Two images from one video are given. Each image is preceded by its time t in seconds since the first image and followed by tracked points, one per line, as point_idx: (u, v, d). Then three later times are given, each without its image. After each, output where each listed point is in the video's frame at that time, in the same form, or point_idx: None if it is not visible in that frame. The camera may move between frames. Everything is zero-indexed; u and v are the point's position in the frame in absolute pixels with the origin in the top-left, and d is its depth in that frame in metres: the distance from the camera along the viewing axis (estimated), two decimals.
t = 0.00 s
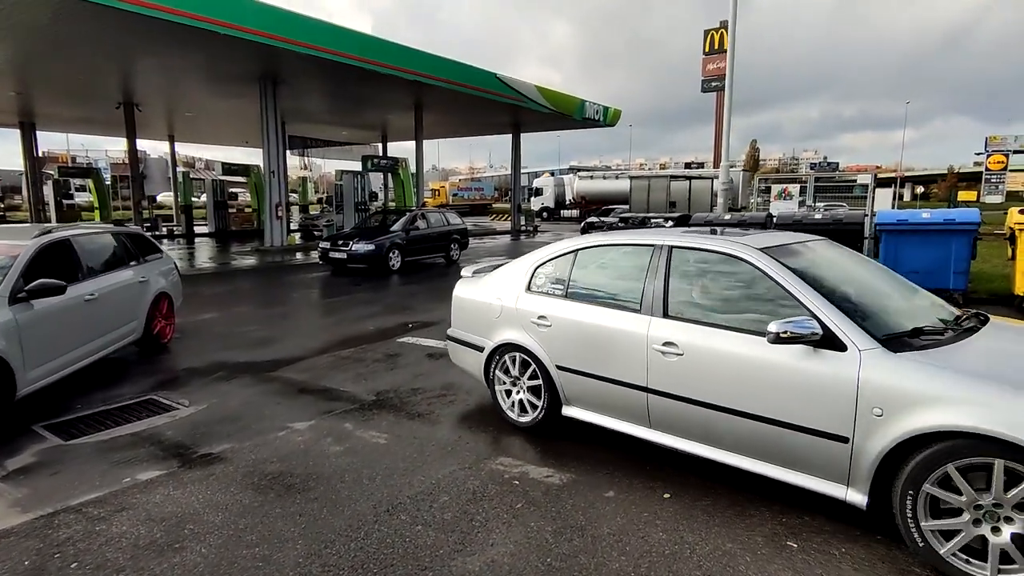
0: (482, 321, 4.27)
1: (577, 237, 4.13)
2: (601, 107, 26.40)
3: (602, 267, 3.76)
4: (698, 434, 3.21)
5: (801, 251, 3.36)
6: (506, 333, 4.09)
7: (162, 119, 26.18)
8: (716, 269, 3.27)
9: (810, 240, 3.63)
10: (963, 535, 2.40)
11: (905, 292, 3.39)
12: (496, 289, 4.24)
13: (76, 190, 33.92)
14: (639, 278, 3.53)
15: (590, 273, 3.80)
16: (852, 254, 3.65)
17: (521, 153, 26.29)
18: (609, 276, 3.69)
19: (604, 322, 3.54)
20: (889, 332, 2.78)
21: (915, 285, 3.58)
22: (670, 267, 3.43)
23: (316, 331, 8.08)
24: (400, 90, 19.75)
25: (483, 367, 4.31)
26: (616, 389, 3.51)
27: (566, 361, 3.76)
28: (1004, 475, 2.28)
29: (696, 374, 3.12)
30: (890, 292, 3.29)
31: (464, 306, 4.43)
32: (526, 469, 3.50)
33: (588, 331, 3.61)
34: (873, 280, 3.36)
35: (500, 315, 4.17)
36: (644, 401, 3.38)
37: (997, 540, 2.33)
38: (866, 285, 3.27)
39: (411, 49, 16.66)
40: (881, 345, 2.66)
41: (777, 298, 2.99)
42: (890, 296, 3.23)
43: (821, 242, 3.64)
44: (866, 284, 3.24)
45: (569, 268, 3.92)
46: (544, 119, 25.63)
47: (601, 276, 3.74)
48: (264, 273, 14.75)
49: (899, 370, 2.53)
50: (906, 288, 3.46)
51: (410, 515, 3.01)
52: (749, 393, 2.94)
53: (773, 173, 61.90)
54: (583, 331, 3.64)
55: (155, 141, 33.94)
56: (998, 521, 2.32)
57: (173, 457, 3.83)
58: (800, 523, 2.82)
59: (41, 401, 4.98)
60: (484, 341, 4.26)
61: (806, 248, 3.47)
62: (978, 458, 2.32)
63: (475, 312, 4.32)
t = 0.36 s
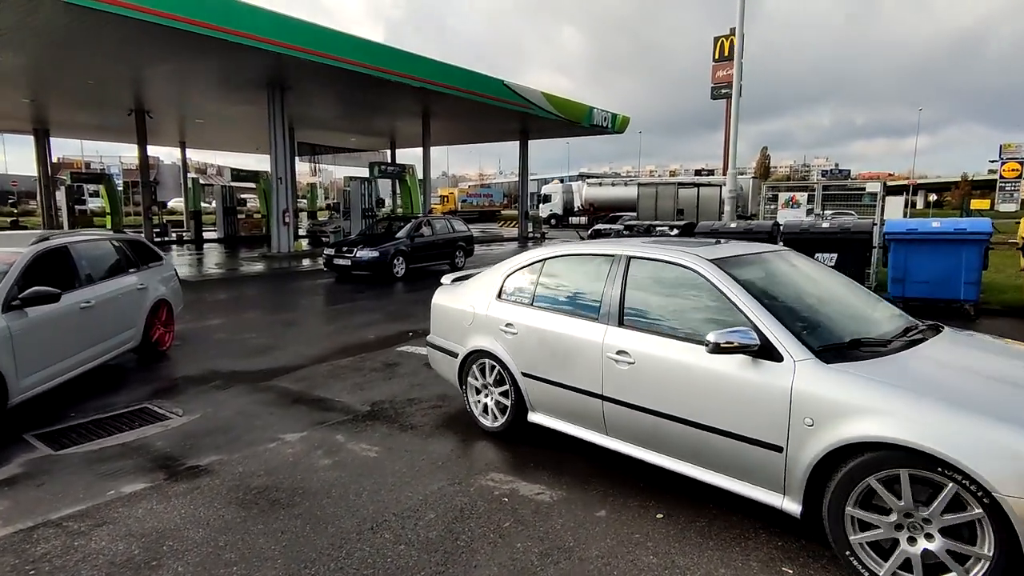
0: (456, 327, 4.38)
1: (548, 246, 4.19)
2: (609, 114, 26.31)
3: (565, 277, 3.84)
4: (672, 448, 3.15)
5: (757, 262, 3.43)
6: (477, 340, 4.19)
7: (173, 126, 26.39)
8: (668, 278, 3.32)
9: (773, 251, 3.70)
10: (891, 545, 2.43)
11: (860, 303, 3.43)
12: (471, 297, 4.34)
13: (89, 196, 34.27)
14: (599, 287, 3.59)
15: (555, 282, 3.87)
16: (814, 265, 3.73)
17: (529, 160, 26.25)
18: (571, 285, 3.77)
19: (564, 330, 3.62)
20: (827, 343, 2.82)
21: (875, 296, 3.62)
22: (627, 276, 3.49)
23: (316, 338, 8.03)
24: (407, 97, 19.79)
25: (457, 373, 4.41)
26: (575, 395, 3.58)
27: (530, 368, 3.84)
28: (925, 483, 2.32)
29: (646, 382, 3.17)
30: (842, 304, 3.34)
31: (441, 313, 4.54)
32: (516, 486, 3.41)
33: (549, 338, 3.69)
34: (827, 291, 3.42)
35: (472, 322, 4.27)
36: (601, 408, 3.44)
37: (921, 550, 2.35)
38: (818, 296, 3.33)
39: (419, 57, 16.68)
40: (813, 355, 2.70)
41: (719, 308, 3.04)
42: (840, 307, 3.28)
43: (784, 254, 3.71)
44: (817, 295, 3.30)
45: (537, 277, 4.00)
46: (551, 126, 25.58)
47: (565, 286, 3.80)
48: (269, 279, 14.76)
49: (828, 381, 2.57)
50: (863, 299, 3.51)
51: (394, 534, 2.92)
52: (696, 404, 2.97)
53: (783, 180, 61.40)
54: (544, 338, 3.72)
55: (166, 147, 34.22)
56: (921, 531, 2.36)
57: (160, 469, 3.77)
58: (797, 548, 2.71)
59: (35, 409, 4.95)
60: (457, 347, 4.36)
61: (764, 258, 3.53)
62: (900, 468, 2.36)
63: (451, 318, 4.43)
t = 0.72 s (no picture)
0: (440, 331, 4.54)
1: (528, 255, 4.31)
2: (624, 123, 26.27)
3: (539, 284, 3.97)
4: (654, 461, 3.10)
5: (720, 272, 3.55)
6: (457, 345, 4.34)
7: (195, 134, 26.83)
8: (631, 287, 3.42)
9: (740, 263, 3.81)
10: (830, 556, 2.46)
11: (820, 313, 3.52)
12: (455, 302, 4.50)
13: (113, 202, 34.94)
14: (568, 294, 3.71)
15: (530, 289, 4.00)
16: (781, 276, 3.83)
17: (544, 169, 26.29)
18: (544, 292, 3.89)
19: (533, 336, 3.75)
20: (770, 351, 2.90)
21: (839, 307, 3.71)
22: (593, 284, 3.61)
23: (324, 345, 8.08)
24: (423, 107, 19.95)
25: (439, 376, 4.57)
26: (541, 399, 3.70)
27: (504, 372, 3.96)
28: (830, 487, 2.42)
29: (606, 387, 3.26)
30: (800, 312, 3.43)
31: (428, 318, 4.70)
32: (510, 497, 3.38)
33: (519, 344, 3.82)
34: (787, 301, 3.53)
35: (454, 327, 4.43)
36: (567, 412, 3.53)
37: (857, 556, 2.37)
38: (777, 307, 3.42)
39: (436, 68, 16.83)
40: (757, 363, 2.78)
41: (672, 315, 3.15)
42: (797, 316, 3.38)
43: (752, 265, 3.82)
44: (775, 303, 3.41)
45: (514, 284, 4.14)
46: (566, 135, 25.60)
47: (538, 293, 3.93)
48: (283, 285, 14.90)
49: (764, 387, 2.64)
50: (825, 309, 3.60)
51: (384, 543, 2.91)
52: (656, 410, 3.02)
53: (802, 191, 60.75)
54: (516, 343, 3.85)
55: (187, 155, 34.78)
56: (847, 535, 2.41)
57: (159, 473, 3.80)
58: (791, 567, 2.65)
59: (44, 412, 5.03)
60: (440, 351, 4.52)
61: (728, 269, 3.64)
62: (813, 475, 2.46)
63: (436, 322, 4.59)
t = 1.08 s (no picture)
0: (432, 332, 4.79)
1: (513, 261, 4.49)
2: (643, 132, 26.22)
3: (519, 289, 4.16)
4: (623, 463, 3.16)
5: (689, 277, 3.70)
6: (445, 345, 4.57)
7: (220, 142, 27.40)
8: (598, 291, 3.58)
9: (716, 269, 3.96)
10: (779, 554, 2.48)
11: (785, 319, 3.65)
12: (447, 305, 4.73)
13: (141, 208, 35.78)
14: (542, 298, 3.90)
15: (510, 293, 4.20)
16: (757, 283, 3.97)
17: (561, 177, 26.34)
18: (523, 295, 4.07)
19: (510, 338, 3.95)
20: (718, 354, 3.03)
21: (810, 313, 3.82)
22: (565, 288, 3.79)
23: (336, 349, 8.20)
24: (441, 116, 20.17)
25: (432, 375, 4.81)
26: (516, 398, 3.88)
27: (485, 373, 4.16)
28: (738, 493, 2.58)
29: (570, 388, 3.42)
30: (763, 319, 3.57)
31: (423, 319, 4.96)
32: (507, 502, 3.41)
33: (497, 345, 4.02)
34: (753, 307, 3.66)
35: (444, 329, 4.66)
36: (538, 412, 3.70)
37: (800, 540, 2.41)
38: (741, 312, 3.55)
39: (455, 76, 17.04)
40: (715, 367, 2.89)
41: (629, 317, 3.31)
42: (760, 322, 3.52)
43: (728, 272, 3.97)
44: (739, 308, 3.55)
45: (498, 288, 4.35)
46: (584, 144, 25.63)
47: (517, 296, 4.13)
48: (301, 290, 15.14)
49: (702, 386, 2.77)
50: (792, 315, 3.72)
51: (379, 544, 2.97)
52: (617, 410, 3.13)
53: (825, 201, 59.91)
54: (494, 345, 4.05)
55: (212, 163, 35.51)
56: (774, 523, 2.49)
57: (169, 471, 3.91)
58: None
59: (63, 410, 5.20)
60: (432, 351, 4.76)
61: (700, 274, 3.80)
62: (745, 474, 2.56)
63: (429, 323, 4.84)
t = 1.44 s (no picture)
0: (428, 337, 5.01)
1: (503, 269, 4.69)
2: (655, 139, 26.17)
3: (506, 296, 4.35)
4: (596, 467, 3.26)
5: (665, 285, 3.87)
6: (439, 349, 4.79)
7: (235, 148, 27.72)
8: (574, 298, 3.76)
9: (695, 279, 4.11)
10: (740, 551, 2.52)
11: (757, 327, 3.79)
12: (443, 311, 4.95)
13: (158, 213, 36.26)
14: (525, 304, 4.09)
15: (498, 300, 4.40)
16: (735, 293, 4.13)
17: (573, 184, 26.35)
18: (509, 303, 4.26)
19: (494, 343, 4.14)
20: (677, 358, 3.17)
21: (785, 321, 3.95)
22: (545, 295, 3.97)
23: (343, 355, 8.26)
24: (453, 123, 20.29)
25: (427, 378, 5.02)
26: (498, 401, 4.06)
27: (474, 376, 4.34)
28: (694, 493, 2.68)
29: (546, 390, 3.58)
30: (735, 326, 3.72)
31: (421, 324, 5.18)
32: (504, 509, 3.42)
33: (483, 350, 4.21)
34: (726, 317, 3.80)
35: (438, 334, 4.87)
36: (519, 414, 3.86)
37: (746, 525, 2.48)
38: (711, 322, 3.70)
39: (466, 84, 17.13)
40: (682, 374, 3.00)
41: (600, 322, 3.47)
42: (730, 329, 3.67)
43: (707, 281, 4.13)
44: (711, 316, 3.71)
45: (487, 296, 4.54)
46: (596, 151, 25.62)
47: (504, 303, 4.32)
48: (312, 295, 15.26)
49: (661, 390, 2.91)
50: (765, 323, 3.86)
51: (375, 550, 2.98)
52: (588, 413, 3.26)
53: (841, 209, 59.28)
54: (481, 349, 4.24)
55: (228, 169, 35.93)
56: (719, 522, 2.59)
57: (173, 475, 3.96)
58: None
59: (73, 413, 5.28)
60: (428, 355, 4.98)
61: (677, 284, 3.96)
62: (698, 475, 2.66)
63: (426, 328, 5.06)
